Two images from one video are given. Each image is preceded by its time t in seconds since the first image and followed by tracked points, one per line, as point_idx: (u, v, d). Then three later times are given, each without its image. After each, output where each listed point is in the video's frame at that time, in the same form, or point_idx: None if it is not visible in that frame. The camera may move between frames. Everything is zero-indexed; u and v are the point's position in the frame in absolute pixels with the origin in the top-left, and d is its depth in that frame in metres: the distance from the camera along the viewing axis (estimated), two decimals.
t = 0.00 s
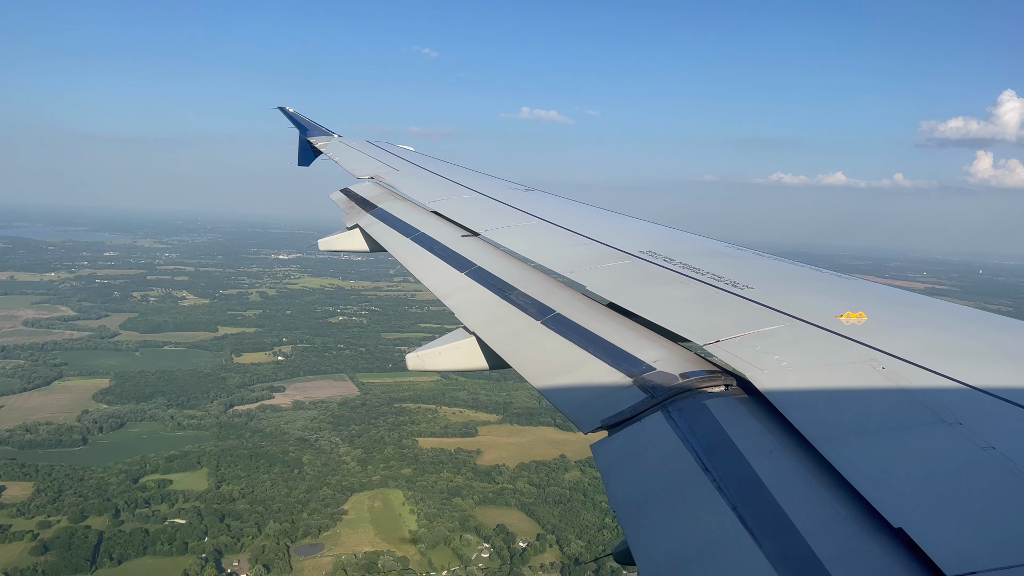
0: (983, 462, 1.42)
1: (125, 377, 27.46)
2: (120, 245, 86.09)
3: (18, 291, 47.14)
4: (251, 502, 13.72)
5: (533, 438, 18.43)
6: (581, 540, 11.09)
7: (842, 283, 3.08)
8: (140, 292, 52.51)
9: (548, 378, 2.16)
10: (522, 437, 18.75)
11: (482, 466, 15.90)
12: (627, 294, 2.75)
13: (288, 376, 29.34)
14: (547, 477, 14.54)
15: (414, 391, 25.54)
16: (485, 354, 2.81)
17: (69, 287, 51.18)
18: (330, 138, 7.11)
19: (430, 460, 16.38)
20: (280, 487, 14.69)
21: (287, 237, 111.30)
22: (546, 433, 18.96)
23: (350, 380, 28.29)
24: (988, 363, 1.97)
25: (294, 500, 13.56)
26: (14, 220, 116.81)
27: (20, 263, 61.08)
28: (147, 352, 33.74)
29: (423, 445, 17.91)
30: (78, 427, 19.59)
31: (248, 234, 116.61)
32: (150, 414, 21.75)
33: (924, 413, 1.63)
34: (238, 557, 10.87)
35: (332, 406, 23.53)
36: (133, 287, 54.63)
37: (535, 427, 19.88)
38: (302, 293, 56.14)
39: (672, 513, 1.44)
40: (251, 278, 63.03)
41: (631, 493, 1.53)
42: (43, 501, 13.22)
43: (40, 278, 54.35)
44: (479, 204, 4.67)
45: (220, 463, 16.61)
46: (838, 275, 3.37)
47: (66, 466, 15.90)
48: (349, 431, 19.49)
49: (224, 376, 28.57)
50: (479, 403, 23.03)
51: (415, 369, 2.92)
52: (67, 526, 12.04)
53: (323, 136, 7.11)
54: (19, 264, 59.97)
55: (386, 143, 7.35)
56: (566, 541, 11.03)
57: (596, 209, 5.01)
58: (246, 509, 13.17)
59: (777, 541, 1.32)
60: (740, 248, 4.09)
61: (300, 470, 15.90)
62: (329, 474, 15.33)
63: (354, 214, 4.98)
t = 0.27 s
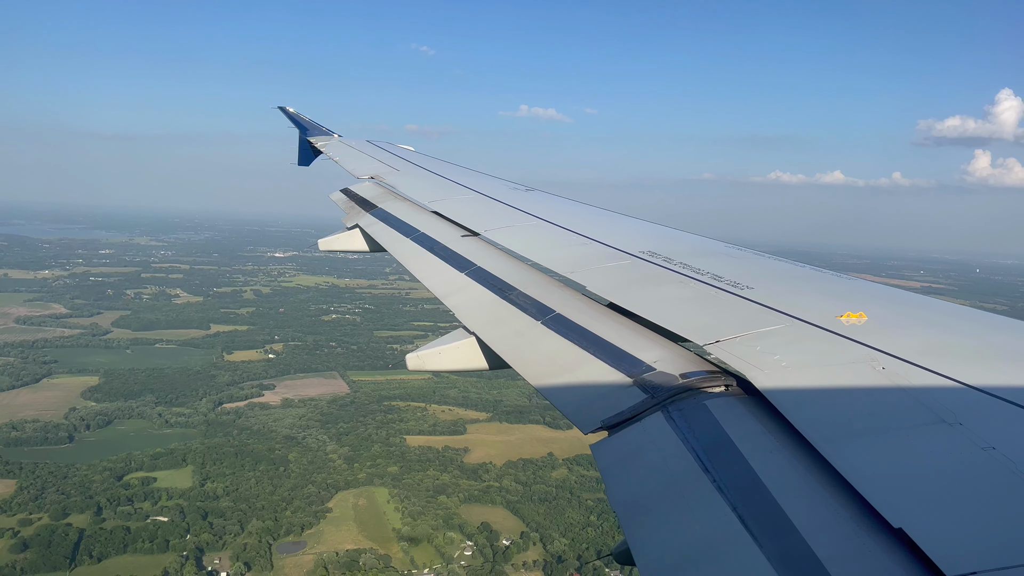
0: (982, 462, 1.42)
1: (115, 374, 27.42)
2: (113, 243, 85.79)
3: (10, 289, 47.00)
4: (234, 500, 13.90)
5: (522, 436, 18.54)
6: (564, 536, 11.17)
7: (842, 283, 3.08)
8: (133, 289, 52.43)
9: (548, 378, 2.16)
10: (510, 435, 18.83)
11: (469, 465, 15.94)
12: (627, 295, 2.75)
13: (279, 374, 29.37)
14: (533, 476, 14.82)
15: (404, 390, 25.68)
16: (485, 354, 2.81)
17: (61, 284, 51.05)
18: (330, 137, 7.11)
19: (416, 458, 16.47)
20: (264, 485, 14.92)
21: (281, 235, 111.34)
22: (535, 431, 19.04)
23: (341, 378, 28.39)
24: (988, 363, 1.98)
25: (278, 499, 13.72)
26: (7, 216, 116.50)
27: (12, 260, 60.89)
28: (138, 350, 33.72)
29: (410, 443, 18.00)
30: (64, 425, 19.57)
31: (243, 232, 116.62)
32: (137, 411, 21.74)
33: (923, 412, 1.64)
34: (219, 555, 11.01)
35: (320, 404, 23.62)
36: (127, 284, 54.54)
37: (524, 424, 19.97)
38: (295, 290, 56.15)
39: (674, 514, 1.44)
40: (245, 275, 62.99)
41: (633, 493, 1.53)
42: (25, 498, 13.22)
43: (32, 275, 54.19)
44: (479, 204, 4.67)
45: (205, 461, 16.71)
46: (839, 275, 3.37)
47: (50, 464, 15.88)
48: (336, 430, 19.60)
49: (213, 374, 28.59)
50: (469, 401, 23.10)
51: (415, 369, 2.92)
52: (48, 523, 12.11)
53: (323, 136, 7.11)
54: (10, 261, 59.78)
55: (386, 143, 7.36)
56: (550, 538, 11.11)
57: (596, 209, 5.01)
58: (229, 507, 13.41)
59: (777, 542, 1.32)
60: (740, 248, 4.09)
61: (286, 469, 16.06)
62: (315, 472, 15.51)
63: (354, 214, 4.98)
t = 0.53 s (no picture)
0: (983, 463, 1.42)
1: (104, 371, 27.39)
2: (111, 241, 85.72)
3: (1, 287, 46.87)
4: (218, 498, 13.99)
5: (510, 434, 18.62)
6: (548, 535, 11.25)
7: (842, 283, 3.08)
8: (127, 287, 52.35)
9: (548, 377, 2.17)
10: (500, 433, 18.89)
11: (456, 462, 15.95)
12: (627, 295, 2.75)
13: (269, 371, 29.40)
14: (520, 474, 14.94)
15: (394, 388, 25.76)
16: (484, 355, 2.81)
17: (53, 282, 50.94)
18: (330, 137, 7.11)
19: (402, 456, 16.53)
20: (249, 482, 15.04)
21: (276, 233, 111.38)
22: (524, 428, 19.12)
23: (331, 376, 28.46)
24: (988, 363, 1.98)
25: (262, 496, 13.85)
26: None
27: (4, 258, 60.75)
28: (129, 347, 33.68)
29: (397, 441, 18.06)
30: (51, 422, 19.54)
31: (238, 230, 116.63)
32: (124, 409, 21.72)
33: (922, 413, 1.64)
34: (200, 552, 11.27)
35: (309, 401, 23.66)
36: (120, 282, 54.44)
37: (513, 422, 20.05)
38: (289, 288, 56.12)
39: (673, 512, 1.45)
40: (239, 273, 62.95)
41: (633, 493, 1.53)
42: (6, 496, 13.23)
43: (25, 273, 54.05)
44: (479, 203, 4.67)
45: (190, 458, 16.75)
46: (839, 275, 3.36)
47: (34, 461, 15.86)
48: (324, 427, 19.68)
49: (203, 372, 28.60)
50: (460, 399, 23.15)
51: (415, 369, 2.91)
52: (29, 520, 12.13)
53: (323, 136, 7.10)
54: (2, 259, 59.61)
55: (386, 143, 7.34)
56: (534, 536, 11.18)
57: (597, 209, 5.00)
58: (212, 504, 13.52)
59: (778, 543, 1.32)
60: (740, 248, 4.09)
61: (271, 467, 16.16)
62: (301, 469, 15.62)
63: (354, 214, 4.97)
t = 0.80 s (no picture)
0: (983, 463, 1.42)
1: (93, 369, 27.30)
2: (106, 238, 85.60)
3: None
4: (202, 496, 13.98)
5: (498, 432, 18.65)
6: (531, 533, 11.27)
7: (842, 283, 3.08)
8: (120, 285, 52.21)
9: (548, 378, 2.16)
10: (488, 431, 18.91)
11: (442, 460, 15.93)
12: (627, 294, 2.75)
13: (259, 369, 29.39)
14: (507, 472, 14.97)
15: (383, 386, 25.81)
16: (484, 354, 2.81)
17: (45, 280, 50.78)
18: (330, 137, 7.10)
19: (389, 454, 16.55)
20: (234, 479, 15.04)
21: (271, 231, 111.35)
22: (513, 426, 19.17)
23: (321, 374, 28.48)
24: (988, 363, 1.98)
25: (246, 494, 13.85)
26: None
27: None
28: (120, 345, 33.60)
29: (384, 439, 18.10)
30: (38, 420, 19.47)
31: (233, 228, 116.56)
32: (112, 406, 21.67)
33: (922, 413, 1.64)
34: (181, 550, 11.17)
35: (297, 399, 23.68)
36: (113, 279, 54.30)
37: (502, 421, 20.08)
38: (283, 286, 56.07)
39: (672, 512, 1.45)
40: (234, 272, 62.87)
41: (634, 493, 1.53)
42: None
43: (17, 271, 53.86)
44: (479, 203, 4.67)
45: (175, 456, 16.74)
46: (839, 274, 3.36)
47: (18, 459, 15.79)
48: (311, 425, 19.71)
49: (192, 369, 28.58)
50: (450, 397, 23.18)
51: (415, 369, 2.92)
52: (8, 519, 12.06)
53: (323, 136, 7.10)
54: None
55: (386, 143, 7.34)
56: (517, 534, 11.22)
57: (597, 209, 5.00)
58: (195, 502, 13.47)
59: (778, 543, 1.32)
60: (740, 248, 4.09)
61: (257, 464, 16.15)
62: (286, 467, 15.63)
63: (354, 213, 4.97)
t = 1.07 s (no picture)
0: (983, 462, 1.42)
1: (81, 367, 27.22)
2: (100, 236, 85.45)
3: None
4: (184, 493, 13.96)
5: (485, 430, 18.66)
6: (515, 531, 11.27)
7: (842, 282, 3.08)
8: (112, 283, 52.08)
9: (549, 377, 2.16)
10: (475, 429, 18.92)
11: (428, 458, 15.90)
12: (626, 294, 2.75)
13: (249, 367, 29.39)
14: (492, 469, 14.93)
15: (372, 384, 25.85)
16: (484, 353, 2.81)
17: (37, 278, 50.62)
18: (329, 136, 7.09)
19: (374, 451, 16.57)
20: (218, 477, 15.03)
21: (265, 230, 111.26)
22: (501, 424, 19.22)
23: (312, 372, 28.48)
24: (987, 362, 1.98)
25: (229, 492, 13.84)
26: None
27: None
28: (109, 343, 33.51)
29: (371, 437, 18.12)
30: (24, 417, 19.41)
31: (227, 227, 116.45)
32: (99, 404, 21.61)
33: (922, 412, 1.64)
34: (161, 548, 11.11)
35: (285, 397, 23.69)
36: (105, 277, 54.14)
37: (490, 418, 20.10)
38: (277, 284, 56.01)
39: (672, 511, 1.45)
40: (228, 270, 62.78)
41: (633, 492, 1.54)
42: None
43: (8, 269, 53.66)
44: (478, 202, 4.66)
45: (159, 454, 16.72)
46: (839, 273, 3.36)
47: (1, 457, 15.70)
48: (298, 423, 19.73)
49: (181, 368, 28.55)
50: (439, 395, 23.21)
51: (415, 368, 2.92)
52: None
53: (322, 136, 7.09)
54: None
55: (386, 143, 7.33)
56: (500, 532, 11.22)
57: (597, 208, 5.00)
58: (177, 500, 13.44)
59: (778, 541, 1.32)
60: (739, 247, 4.09)
61: (241, 462, 16.16)
62: (271, 465, 15.63)
63: (354, 212, 4.97)
